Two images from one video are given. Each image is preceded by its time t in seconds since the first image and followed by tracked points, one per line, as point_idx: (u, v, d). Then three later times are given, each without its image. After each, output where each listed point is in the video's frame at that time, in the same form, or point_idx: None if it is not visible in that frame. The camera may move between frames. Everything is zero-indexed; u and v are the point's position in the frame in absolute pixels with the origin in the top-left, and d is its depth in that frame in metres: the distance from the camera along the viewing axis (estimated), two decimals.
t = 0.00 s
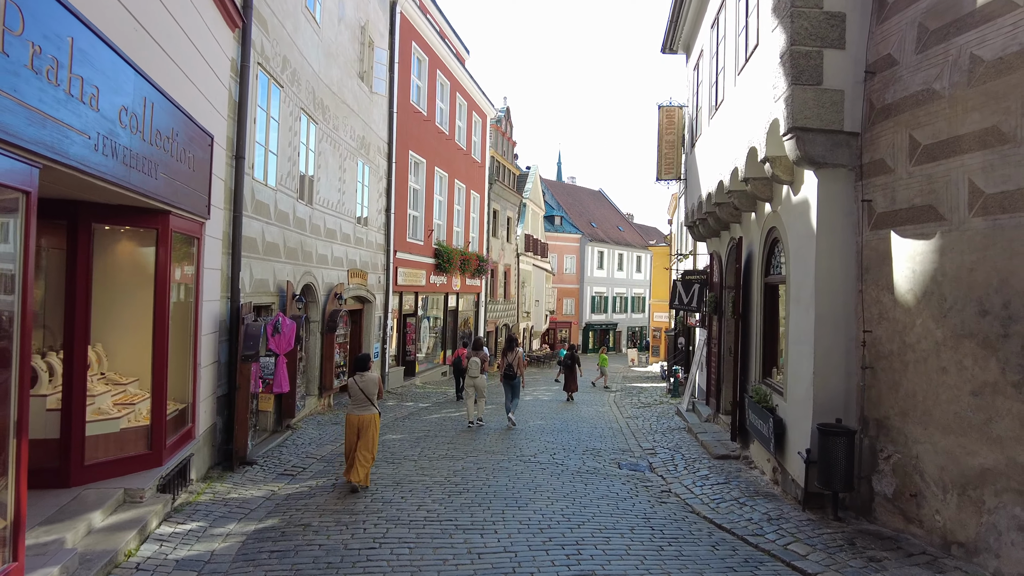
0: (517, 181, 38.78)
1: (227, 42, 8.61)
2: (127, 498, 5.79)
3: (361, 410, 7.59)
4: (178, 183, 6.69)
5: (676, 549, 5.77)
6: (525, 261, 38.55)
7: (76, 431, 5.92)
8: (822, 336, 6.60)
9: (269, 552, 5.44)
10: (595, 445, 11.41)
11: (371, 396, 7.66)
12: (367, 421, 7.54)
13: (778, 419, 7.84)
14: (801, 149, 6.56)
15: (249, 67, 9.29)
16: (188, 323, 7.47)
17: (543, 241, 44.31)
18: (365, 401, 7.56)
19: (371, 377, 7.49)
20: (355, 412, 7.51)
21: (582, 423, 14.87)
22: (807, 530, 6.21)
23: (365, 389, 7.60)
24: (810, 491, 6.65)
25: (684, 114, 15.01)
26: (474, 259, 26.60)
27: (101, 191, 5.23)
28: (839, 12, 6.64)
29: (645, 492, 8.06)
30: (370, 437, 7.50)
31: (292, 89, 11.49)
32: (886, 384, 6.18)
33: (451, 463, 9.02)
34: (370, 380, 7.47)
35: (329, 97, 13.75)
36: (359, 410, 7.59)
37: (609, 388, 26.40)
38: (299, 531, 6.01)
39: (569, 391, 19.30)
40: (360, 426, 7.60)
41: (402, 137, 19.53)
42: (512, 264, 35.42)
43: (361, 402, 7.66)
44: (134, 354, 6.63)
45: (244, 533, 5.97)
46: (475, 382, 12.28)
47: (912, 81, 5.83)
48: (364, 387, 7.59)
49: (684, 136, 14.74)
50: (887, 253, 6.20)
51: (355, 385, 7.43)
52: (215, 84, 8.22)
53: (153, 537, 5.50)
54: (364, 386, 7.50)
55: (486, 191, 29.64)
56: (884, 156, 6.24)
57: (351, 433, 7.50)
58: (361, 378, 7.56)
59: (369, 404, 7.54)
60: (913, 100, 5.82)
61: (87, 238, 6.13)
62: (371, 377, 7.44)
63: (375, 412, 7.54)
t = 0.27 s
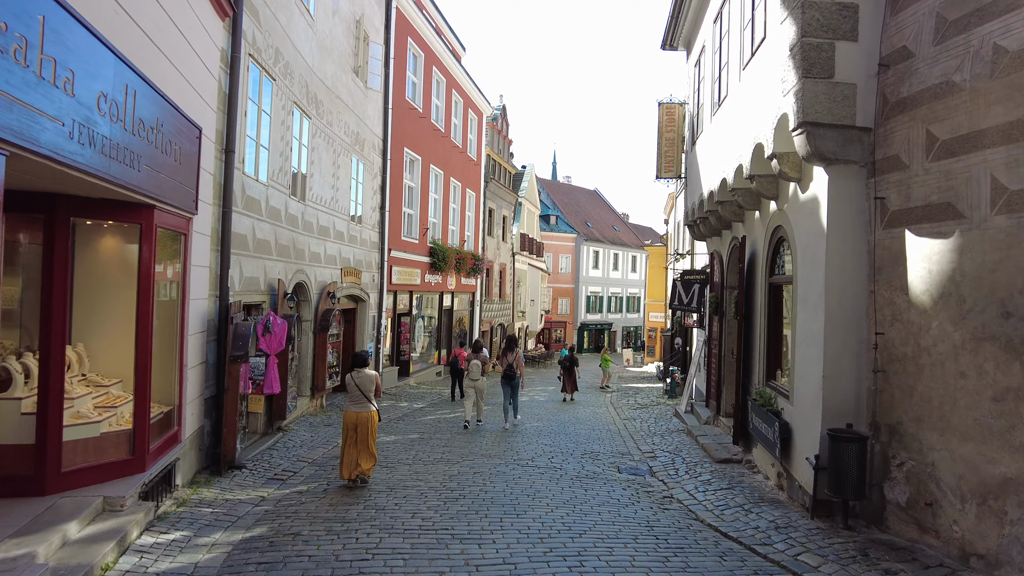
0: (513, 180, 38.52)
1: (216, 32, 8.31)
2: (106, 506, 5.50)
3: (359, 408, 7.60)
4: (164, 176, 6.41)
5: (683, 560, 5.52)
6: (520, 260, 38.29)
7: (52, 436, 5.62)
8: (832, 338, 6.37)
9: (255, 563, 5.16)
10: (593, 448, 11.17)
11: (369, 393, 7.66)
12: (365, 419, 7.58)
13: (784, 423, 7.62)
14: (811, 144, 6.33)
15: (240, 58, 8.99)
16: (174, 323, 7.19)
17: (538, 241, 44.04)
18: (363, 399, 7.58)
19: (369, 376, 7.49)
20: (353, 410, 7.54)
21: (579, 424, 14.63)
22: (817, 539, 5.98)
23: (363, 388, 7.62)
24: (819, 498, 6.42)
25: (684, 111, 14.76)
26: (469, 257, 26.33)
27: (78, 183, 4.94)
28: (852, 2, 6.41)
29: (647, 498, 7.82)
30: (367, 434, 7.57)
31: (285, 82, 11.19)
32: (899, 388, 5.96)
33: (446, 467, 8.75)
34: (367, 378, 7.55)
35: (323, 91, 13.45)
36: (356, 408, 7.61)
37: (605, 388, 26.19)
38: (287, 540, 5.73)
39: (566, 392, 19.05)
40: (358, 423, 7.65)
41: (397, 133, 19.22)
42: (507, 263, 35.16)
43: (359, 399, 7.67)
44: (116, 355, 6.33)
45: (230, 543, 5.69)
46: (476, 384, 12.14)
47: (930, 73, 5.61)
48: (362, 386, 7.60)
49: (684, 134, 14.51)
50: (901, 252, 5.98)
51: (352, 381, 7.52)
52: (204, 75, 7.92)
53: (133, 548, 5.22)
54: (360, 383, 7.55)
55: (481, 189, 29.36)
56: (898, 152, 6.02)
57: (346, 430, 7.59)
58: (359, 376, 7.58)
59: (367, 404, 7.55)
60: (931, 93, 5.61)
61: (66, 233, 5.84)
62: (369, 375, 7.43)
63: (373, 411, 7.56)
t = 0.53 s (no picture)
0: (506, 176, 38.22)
1: (200, 16, 7.98)
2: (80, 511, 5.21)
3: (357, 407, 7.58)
4: (144, 164, 6.10)
5: (687, 565, 5.29)
6: (513, 257, 38.02)
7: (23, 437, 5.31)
8: (840, 334, 6.16)
9: (239, 570, 4.89)
10: (589, 447, 10.94)
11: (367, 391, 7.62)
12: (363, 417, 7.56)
13: (787, 421, 7.42)
14: (819, 134, 6.11)
15: (226, 44, 8.67)
16: (156, 318, 6.89)
17: (531, 237, 43.75)
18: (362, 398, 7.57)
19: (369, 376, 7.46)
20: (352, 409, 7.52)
21: (574, 422, 14.40)
22: (825, 542, 5.76)
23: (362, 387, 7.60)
24: (826, 499, 6.22)
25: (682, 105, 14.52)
26: (462, 254, 26.04)
27: (48, 168, 4.63)
28: None
29: (646, 499, 7.59)
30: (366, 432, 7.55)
31: (273, 71, 10.85)
32: (908, 386, 5.77)
33: (439, 467, 8.49)
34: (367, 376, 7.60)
35: (313, 81, 13.11)
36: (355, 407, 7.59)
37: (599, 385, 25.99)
38: (273, 546, 5.46)
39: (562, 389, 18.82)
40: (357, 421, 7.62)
41: (389, 127, 18.90)
42: (500, 259, 34.88)
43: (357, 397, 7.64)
44: (94, 352, 6.03)
45: (212, 549, 5.42)
46: (473, 378, 12.03)
47: (944, 59, 5.39)
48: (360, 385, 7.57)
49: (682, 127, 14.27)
50: (911, 245, 5.78)
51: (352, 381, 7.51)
52: (188, 60, 7.58)
53: (108, 556, 4.93)
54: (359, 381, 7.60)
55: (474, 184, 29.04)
56: (909, 141, 5.81)
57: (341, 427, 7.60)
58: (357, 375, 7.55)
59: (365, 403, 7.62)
60: (945, 80, 5.40)
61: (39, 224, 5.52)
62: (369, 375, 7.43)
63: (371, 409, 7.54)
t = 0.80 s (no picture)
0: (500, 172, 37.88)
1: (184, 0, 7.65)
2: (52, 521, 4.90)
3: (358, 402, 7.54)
4: (122, 152, 5.78)
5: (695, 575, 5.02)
6: (507, 254, 37.71)
7: None
8: (852, 330, 5.91)
9: None
10: (588, 447, 10.68)
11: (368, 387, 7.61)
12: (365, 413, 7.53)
13: (793, 421, 7.17)
14: (830, 121, 5.84)
15: (211, 30, 8.33)
16: (136, 315, 6.57)
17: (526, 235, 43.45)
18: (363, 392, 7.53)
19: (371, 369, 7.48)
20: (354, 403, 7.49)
21: (571, 421, 14.14)
22: (839, 548, 5.51)
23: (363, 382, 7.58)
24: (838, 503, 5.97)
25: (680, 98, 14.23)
26: (456, 251, 25.72)
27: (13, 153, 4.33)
28: None
29: (649, 502, 7.33)
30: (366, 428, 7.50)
31: (261, 60, 10.51)
32: (925, 384, 5.52)
33: (434, 470, 8.20)
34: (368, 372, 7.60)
35: (303, 73, 12.76)
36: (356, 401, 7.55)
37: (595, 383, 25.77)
38: (259, 555, 5.16)
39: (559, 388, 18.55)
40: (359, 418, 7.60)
41: (382, 121, 18.57)
42: (494, 257, 34.57)
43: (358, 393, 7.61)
44: (69, 352, 5.70)
45: (193, 559, 5.11)
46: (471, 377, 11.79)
47: (964, 42, 5.14)
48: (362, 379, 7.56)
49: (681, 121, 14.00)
50: (928, 237, 5.53)
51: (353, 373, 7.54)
52: (171, 45, 7.25)
53: (81, 569, 4.62)
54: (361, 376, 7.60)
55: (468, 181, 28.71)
56: (926, 128, 5.56)
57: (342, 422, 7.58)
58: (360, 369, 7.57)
59: (367, 395, 7.65)
60: (965, 63, 5.15)
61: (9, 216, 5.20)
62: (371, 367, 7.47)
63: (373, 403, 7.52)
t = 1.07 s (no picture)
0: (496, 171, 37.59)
1: None
2: (24, 536, 4.61)
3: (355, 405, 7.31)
4: (102, 143, 5.48)
5: None
6: (503, 253, 37.41)
7: None
8: (867, 331, 5.66)
9: None
10: (588, 450, 10.42)
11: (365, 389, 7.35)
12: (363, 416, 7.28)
13: (803, 424, 6.93)
14: (845, 112, 5.59)
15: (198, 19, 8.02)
16: (118, 316, 6.27)
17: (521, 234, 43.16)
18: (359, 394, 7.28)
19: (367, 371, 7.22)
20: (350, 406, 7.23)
21: (570, 423, 13.87)
22: (856, 559, 5.25)
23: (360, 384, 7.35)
24: (852, 511, 5.72)
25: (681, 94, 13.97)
26: (452, 249, 25.42)
27: None
28: None
29: (653, 509, 7.07)
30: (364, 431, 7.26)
31: (251, 52, 10.19)
32: (945, 387, 5.28)
33: (430, 475, 7.92)
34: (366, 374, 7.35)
35: (295, 67, 12.45)
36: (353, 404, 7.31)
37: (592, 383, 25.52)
38: (245, 570, 4.88)
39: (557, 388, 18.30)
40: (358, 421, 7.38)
41: (376, 118, 18.25)
42: (490, 256, 34.26)
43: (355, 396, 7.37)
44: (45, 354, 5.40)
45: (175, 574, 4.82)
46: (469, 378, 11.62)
47: (989, 28, 4.91)
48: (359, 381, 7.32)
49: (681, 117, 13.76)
50: (948, 233, 5.29)
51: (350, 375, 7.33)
52: (156, 34, 6.95)
53: None
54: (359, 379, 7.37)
55: (464, 179, 28.41)
56: (946, 119, 5.31)
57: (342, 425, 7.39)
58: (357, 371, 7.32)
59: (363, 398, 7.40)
60: (990, 50, 4.90)
61: None
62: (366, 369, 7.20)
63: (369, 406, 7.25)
